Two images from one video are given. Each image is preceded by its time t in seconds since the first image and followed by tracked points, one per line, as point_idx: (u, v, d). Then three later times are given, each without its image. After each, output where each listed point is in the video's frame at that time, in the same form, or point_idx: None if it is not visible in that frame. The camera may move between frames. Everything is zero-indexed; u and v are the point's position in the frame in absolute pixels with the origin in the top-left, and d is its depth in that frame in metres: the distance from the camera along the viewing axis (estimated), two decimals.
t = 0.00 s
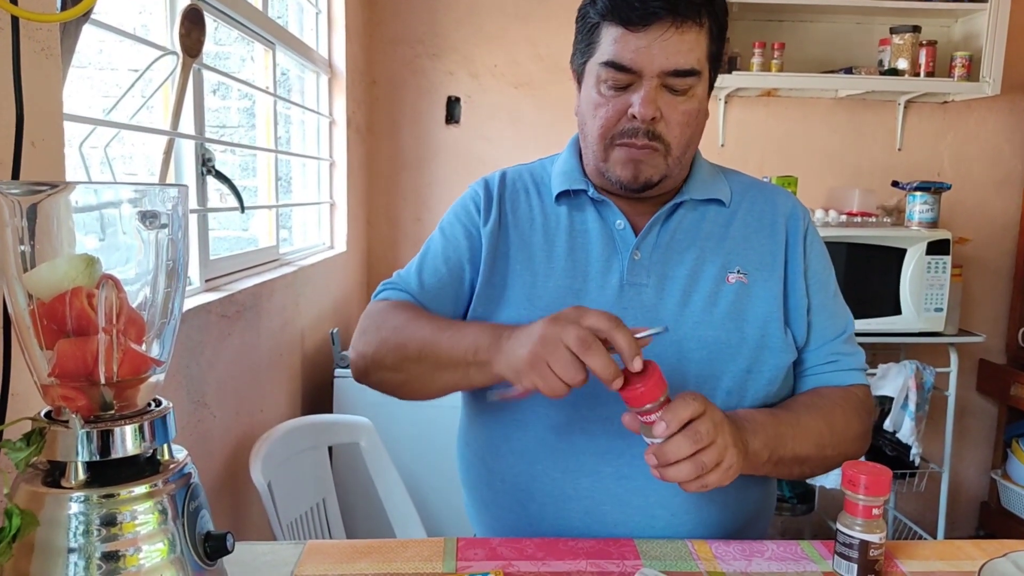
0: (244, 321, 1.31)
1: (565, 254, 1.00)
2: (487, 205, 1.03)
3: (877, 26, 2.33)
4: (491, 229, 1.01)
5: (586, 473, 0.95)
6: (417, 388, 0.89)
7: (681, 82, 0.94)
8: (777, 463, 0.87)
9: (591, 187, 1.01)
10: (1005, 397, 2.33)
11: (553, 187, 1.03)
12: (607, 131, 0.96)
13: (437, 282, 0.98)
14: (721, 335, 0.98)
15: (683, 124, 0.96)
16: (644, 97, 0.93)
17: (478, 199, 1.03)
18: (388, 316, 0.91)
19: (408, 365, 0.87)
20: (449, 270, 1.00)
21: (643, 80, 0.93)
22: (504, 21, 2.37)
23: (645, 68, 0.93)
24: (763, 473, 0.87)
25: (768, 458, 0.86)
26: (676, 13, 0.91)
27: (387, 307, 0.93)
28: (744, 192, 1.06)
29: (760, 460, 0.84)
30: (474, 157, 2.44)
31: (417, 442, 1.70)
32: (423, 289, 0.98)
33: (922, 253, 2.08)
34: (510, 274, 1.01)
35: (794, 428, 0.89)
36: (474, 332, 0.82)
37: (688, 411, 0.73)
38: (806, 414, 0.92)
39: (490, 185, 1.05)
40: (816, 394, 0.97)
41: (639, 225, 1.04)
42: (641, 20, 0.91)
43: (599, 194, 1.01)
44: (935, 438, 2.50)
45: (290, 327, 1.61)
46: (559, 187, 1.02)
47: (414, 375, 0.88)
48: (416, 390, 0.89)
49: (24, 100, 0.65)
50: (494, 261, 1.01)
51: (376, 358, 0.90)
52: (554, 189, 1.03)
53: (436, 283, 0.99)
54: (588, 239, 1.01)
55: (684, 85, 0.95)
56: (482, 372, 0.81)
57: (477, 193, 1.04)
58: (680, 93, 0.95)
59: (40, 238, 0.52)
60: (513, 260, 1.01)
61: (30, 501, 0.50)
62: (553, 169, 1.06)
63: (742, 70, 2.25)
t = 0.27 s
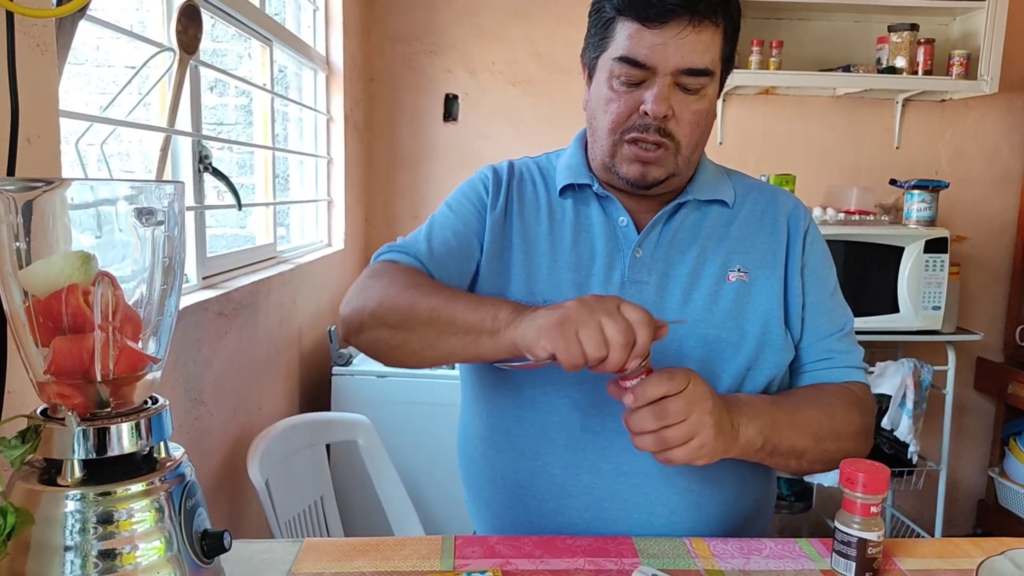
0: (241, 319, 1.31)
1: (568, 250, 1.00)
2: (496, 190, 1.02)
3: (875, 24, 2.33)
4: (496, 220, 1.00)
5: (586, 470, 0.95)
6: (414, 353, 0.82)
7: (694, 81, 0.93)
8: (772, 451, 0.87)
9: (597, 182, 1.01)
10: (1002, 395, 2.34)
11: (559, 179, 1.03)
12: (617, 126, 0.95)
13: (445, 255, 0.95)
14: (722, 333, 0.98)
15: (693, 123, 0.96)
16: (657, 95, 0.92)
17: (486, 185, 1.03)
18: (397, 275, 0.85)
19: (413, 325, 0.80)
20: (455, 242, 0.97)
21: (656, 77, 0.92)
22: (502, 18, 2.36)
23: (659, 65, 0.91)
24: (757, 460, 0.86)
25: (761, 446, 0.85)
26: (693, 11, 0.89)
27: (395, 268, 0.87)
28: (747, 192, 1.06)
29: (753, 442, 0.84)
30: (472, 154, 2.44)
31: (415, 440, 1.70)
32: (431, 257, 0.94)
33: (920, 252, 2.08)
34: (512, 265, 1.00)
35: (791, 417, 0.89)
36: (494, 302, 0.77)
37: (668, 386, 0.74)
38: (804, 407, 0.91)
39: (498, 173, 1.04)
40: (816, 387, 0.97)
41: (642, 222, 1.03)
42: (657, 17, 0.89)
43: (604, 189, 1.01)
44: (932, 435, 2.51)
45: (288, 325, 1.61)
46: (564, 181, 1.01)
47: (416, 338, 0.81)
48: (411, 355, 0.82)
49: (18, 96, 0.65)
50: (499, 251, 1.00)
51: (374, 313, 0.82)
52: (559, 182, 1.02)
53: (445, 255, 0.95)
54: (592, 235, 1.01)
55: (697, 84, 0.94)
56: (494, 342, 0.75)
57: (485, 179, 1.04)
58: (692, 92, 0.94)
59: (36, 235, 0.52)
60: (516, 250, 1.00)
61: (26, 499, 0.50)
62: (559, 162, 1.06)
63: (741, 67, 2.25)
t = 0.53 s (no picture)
0: (241, 319, 1.31)
1: (579, 247, 0.99)
2: (507, 180, 1.02)
3: (875, 22, 2.33)
4: (505, 212, 1.00)
5: (592, 469, 0.95)
6: (402, 313, 0.77)
7: (712, 81, 0.93)
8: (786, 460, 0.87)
9: (608, 179, 1.01)
10: (1003, 392, 2.33)
11: (571, 175, 1.03)
12: (632, 123, 0.95)
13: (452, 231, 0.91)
14: (731, 335, 0.98)
15: (708, 123, 0.96)
16: (674, 94, 0.92)
17: (496, 175, 1.02)
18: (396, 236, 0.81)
19: (404, 283, 0.75)
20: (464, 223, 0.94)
21: (675, 75, 0.92)
22: (501, 18, 2.36)
23: (678, 63, 0.91)
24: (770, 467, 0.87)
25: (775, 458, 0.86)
26: (713, 12, 0.90)
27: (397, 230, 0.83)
28: (758, 195, 1.05)
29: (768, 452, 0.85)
30: (471, 154, 2.44)
31: (415, 440, 1.70)
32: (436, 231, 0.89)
33: (920, 249, 2.08)
34: (522, 257, 0.99)
35: (808, 431, 0.89)
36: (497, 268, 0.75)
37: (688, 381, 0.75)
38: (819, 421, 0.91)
39: (512, 165, 1.04)
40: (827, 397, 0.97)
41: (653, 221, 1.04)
42: (679, 16, 0.90)
43: (615, 186, 1.01)
44: (933, 434, 2.51)
45: (287, 324, 1.61)
46: (576, 176, 1.02)
47: (406, 297, 0.76)
48: (399, 315, 0.77)
49: (16, 96, 0.65)
50: (510, 241, 0.99)
51: (366, 272, 0.77)
52: (571, 178, 1.02)
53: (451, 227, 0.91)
54: (603, 233, 1.00)
55: (714, 85, 0.94)
56: (490, 304, 0.73)
57: (497, 169, 1.03)
58: (709, 93, 0.95)
59: (34, 235, 0.52)
60: (525, 241, 1.00)
61: (24, 500, 0.50)
62: (571, 159, 1.06)
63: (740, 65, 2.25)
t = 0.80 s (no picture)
0: (239, 317, 1.31)
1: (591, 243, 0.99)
2: (523, 172, 1.02)
3: (874, 20, 2.33)
4: (520, 203, 0.99)
5: (600, 466, 0.95)
6: (417, 279, 0.77)
7: (726, 85, 0.93)
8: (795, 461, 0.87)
9: (620, 177, 1.01)
10: (1001, 390, 2.34)
11: (583, 172, 1.02)
12: (646, 125, 0.95)
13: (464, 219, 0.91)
14: (740, 334, 0.98)
15: (721, 126, 0.95)
16: (689, 97, 0.92)
17: (513, 167, 1.02)
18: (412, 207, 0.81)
19: (418, 249, 0.76)
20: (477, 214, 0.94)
21: (690, 78, 0.92)
22: (500, 16, 2.36)
23: (693, 66, 0.91)
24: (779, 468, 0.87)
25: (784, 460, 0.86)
26: (730, 16, 0.89)
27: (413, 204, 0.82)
28: (769, 195, 1.05)
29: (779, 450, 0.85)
30: (470, 152, 2.44)
31: (414, 438, 1.70)
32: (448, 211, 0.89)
33: (919, 247, 2.08)
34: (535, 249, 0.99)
35: (816, 433, 0.89)
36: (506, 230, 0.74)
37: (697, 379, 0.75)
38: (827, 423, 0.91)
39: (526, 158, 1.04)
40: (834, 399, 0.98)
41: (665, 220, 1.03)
42: (696, 19, 0.89)
43: (627, 185, 1.01)
44: (931, 431, 2.51)
45: (286, 322, 1.61)
46: (589, 173, 1.01)
47: (421, 263, 0.76)
48: (413, 282, 0.77)
49: (14, 94, 0.65)
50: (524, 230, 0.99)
51: (382, 240, 0.77)
52: (583, 174, 1.02)
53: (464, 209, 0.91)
54: (614, 230, 1.00)
55: (729, 88, 0.94)
56: (509, 268, 0.73)
57: (514, 162, 1.03)
58: (723, 96, 0.94)
59: (31, 233, 0.52)
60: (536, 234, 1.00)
61: (22, 498, 0.50)
62: (584, 154, 1.06)
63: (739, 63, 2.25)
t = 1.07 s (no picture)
0: (240, 317, 1.31)
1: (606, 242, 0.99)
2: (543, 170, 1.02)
3: (874, 19, 2.33)
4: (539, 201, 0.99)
5: (612, 462, 0.95)
6: (444, 271, 0.77)
7: (744, 89, 0.93)
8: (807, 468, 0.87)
9: (637, 177, 1.01)
10: (1002, 390, 2.34)
11: (601, 171, 1.02)
12: (663, 127, 0.95)
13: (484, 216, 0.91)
14: (755, 335, 0.98)
15: (738, 130, 0.95)
16: (706, 101, 0.91)
17: (533, 164, 1.02)
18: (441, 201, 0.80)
19: (448, 240, 0.75)
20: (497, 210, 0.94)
21: (708, 82, 0.91)
22: (500, 15, 2.36)
23: (712, 70, 0.90)
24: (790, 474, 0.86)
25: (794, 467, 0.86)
26: (750, 21, 0.89)
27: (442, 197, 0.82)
28: (786, 198, 1.05)
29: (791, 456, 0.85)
30: (470, 152, 2.44)
31: (415, 438, 1.70)
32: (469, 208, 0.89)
33: (920, 247, 2.08)
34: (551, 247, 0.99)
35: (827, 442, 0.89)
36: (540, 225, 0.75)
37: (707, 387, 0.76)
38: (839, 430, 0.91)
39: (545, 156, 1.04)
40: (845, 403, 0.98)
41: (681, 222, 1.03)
42: (716, 24, 0.88)
43: (644, 185, 1.01)
44: (932, 431, 2.51)
45: (287, 323, 1.61)
46: (606, 172, 1.01)
47: (449, 255, 0.76)
48: (440, 274, 0.77)
49: (14, 94, 0.65)
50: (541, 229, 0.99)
51: (411, 231, 0.77)
52: (600, 173, 1.02)
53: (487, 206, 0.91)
54: (629, 229, 1.00)
55: (747, 92, 0.93)
56: (539, 262, 0.73)
57: (533, 160, 1.03)
58: (741, 100, 0.94)
59: (33, 234, 0.52)
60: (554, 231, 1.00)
61: (23, 500, 0.50)
62: (602, 154, 1.06)
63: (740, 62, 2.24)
